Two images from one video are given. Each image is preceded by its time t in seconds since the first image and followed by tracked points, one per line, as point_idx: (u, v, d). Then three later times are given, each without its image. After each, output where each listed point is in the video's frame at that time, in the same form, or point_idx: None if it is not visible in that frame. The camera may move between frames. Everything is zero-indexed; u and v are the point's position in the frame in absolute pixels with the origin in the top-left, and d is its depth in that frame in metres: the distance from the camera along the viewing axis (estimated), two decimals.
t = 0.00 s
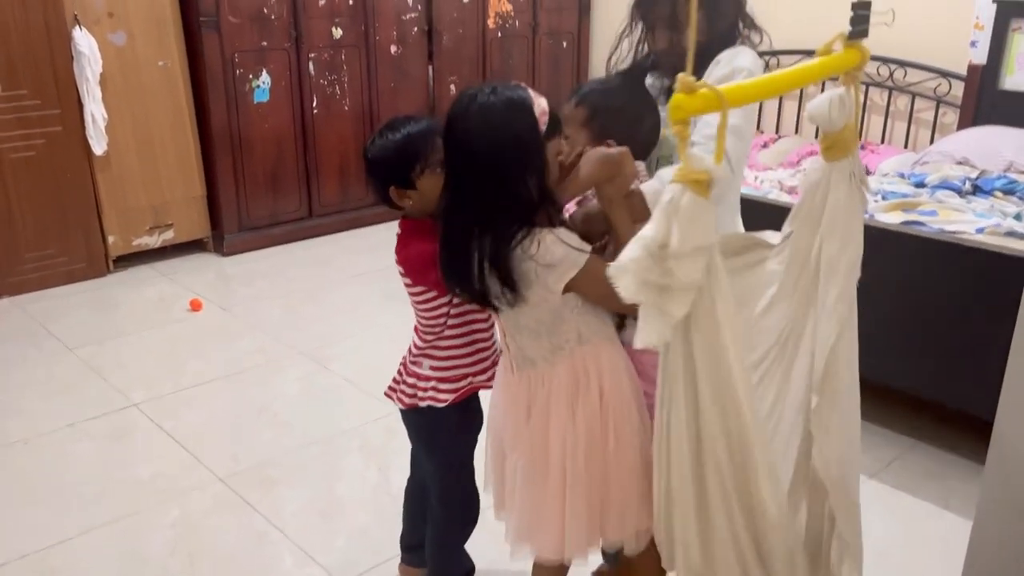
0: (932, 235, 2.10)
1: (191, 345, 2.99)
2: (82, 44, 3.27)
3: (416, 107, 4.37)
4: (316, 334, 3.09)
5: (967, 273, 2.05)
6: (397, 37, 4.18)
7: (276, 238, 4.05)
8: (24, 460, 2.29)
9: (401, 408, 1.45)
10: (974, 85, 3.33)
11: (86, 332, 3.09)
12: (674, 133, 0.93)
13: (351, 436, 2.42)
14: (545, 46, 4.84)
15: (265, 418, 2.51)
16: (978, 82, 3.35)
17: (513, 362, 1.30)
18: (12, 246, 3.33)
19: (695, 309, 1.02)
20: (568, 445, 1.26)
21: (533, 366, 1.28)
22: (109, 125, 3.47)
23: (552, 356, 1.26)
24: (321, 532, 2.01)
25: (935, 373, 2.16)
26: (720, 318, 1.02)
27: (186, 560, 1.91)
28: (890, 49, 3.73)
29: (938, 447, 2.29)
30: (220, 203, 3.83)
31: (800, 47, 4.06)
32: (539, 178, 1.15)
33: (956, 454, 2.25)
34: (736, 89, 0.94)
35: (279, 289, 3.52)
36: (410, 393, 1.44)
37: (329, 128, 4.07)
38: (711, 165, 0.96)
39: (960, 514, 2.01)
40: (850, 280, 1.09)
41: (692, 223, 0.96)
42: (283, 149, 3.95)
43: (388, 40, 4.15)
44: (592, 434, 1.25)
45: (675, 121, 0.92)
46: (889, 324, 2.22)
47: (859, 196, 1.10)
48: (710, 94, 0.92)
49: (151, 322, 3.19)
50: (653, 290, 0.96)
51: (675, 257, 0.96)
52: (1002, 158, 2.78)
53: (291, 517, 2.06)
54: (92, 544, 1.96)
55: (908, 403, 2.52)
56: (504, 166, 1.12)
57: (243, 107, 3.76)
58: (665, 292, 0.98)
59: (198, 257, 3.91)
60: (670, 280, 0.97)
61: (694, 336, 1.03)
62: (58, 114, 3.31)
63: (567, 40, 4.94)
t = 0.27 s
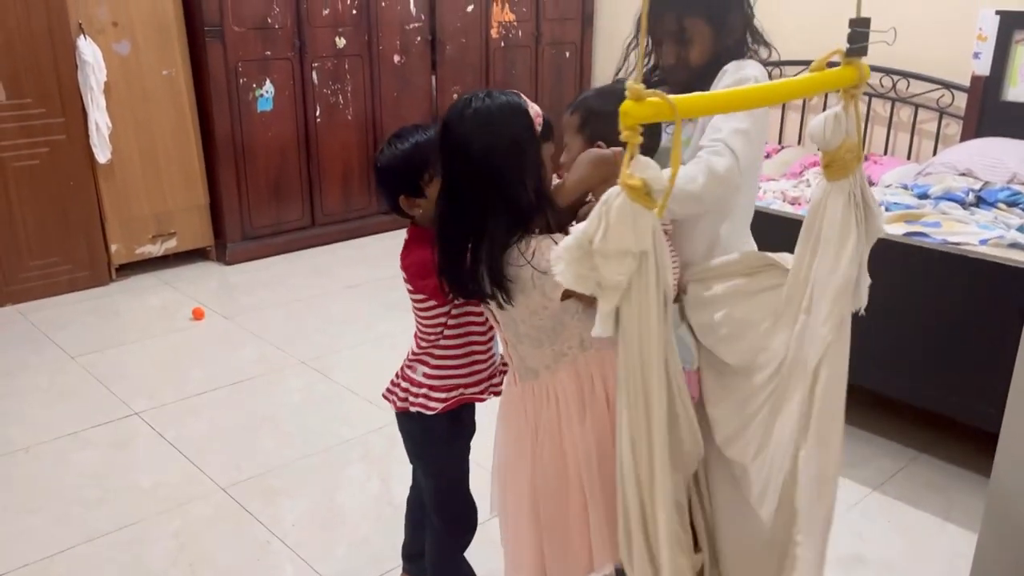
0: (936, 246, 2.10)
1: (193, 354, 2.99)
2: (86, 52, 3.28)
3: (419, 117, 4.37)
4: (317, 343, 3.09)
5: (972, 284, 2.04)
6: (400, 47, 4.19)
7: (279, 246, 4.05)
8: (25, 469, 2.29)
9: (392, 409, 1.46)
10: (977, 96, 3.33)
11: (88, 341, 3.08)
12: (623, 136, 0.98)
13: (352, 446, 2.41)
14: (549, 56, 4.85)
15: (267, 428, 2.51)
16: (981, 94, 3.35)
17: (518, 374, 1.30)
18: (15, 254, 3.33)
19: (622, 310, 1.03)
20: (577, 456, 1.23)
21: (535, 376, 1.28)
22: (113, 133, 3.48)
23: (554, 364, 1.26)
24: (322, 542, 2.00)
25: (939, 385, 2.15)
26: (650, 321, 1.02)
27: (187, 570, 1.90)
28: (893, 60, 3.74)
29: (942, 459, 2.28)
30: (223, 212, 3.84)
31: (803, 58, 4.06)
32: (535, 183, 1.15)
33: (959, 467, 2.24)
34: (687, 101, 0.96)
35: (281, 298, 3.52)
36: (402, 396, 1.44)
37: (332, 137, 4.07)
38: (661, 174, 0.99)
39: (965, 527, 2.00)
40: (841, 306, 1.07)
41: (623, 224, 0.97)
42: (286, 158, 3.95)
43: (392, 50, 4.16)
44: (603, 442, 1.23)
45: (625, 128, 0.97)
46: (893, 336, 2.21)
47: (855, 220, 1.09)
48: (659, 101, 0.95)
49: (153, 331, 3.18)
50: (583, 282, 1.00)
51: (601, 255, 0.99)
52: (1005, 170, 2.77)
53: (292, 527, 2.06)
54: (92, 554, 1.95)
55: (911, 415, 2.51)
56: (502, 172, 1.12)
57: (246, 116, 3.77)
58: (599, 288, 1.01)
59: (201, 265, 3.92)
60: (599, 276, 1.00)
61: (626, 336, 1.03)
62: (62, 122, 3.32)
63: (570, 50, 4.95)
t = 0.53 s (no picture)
0: (942, 254, 2.10)
1: (196, 359, 2.99)
2: (91, 58, 3.29)
3: (423, 122, 4.38)
4: (321, 349, 3.09)
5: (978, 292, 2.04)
6: (404, 53, 4.20)
7: (282, 252, 4.05)
8: (29, 474, 2.29)
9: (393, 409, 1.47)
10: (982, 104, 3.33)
11: (92, 346, 3.08)
12: (565, 140, 0.94)
13: (355, 452, 2.41)
14: (552, 62, 4.86)
15: (270, 433, 2.51)
16: (986, 101, 3.35)
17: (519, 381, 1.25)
18: (19, 259, 3.34)
19: (563, 315, 0.97)
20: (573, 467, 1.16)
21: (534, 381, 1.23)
22: (118, 138, 3.49)
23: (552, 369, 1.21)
24: (325, 548, 2.00)
25: (944, 393, 2.14)
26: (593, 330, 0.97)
27: None
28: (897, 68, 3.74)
29: (946, 468, 2.27)
30: (227, 217, 3.84)
31: (807, 65, 4.06)
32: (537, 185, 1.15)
33: (964, 475, 2.23)
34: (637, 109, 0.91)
35: (284, 303, 3.52)
36: (403, 398, 1.45)
37: (336, 142, 4.08)
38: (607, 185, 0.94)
39: (970, 536, 1.99)
40: (810, 339, 1.02)
41: (564, 229, 0.92)
42: (290, 163, 3.96)
43: (396, 56, 4.17)
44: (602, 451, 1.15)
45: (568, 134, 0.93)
46: (898, 344, 2.20)
47: (834, 251, 1.04)
48: (602, 107, 0.91)
49: (157, 336, 3.19)
50: (525, 284, 0.95)
51: (540, 259, 0.94)
52: (1009, 177, 2.77)
53: (295, 533, 2.05)
54: (95, 559, 1.95)
55: (916, 423, 2.50)
56: (503, 172, 1.12)
57: (251, 121, 3.77)
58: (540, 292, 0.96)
59: (204, 270, 3.92)
60: (539, 281, 0.95)
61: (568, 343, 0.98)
62: (67, 127, 3.33)
63: (574, 56, 4.96)
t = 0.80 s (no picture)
0: (946, 261, 2.09)
1: (200, 364, 2.99)
2: (97, 63, 3.29)
3: (427, 128, 4.39)
4: (324, 355, 3.08)
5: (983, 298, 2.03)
6: (409, 59, 4.21)
7: (286, 257, 4.06)
8: (32, 478, 2.29)
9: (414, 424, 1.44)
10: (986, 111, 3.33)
11: (96, 350, 3.09)
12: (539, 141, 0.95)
13: (358, 457, 2.40)
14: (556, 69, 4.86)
15: (272, 439, 2.50)
16: (991, 108, 3.34)
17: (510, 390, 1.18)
18: (24, 263, 3.35)
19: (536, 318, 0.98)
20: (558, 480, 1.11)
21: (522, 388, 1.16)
22: (123, 143, 3.50)
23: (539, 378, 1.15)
24: (327, 553, 2.00)
25: (948, 401, 2.13)
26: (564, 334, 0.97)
27: None
28: (901, 75, 3.74)
29: (951, 476, 2.26)
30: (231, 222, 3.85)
31: (811, 72, 4.07)
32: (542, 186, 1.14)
33: (969, 483, 2.22)
34: (606, 112, 0.93)
35: (288, 308, 3.52)
36: (424, 413, 1.42)
37: (340, 148, 4.09)
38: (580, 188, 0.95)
39: (975, 544, 1.98)
40: (789, 356, 1.01)
41: (533, 232, 0.93)
42: (294, 169, 3.97)
43: (400, 62, 4.18)
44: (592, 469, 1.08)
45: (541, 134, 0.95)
46: (902, 351, 2.20)
47: (817, 264, 1.03)
48: (573, 110, 0.92)
49: (160, 341, 3.19)
50: (500, 284, 0.96)
51: (515, 257, 0.95)
52: (1014, 184, 2.77)
53: (297, 538, 2.05)
54: (97, 564, 1.95)
55: (920, 431, 2.49)
56: (507, 174, 1.12)
57: (255, 126, 3.78)
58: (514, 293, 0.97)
59: (208, 276, 3.92)
60: (511, 282, 0.96)
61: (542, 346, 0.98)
62: (72, 132, 3.34)
63: (578, 62, 4.96)
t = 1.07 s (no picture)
0: (951, 267, 2.09)
1: (203, 368, 2.99)
2: (102, 67, 3.31)
3: (430, 133, 4.39)
4: (327, 359, 3.08)
5: (988, 304, 2.03)
6: (413, 64, 4.21)
7: (290, 262, 4.06)
8: (35, 481, 2.29)
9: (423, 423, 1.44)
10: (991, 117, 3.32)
11: (100, 354, 3.09)
12: (549, 140, 0.95)
13: (361, 462, 2.40)
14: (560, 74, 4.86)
15: (275, 443, 2.50)
16: (996, 114, 3.34)
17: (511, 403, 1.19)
18: (29, 267, 3.35)
19: (544, 315, 0.98)
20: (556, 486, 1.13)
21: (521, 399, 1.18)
22: (128, 147, 3.50)
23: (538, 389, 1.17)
24: (329, 557, 1.99)
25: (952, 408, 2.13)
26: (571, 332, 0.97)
27: None
28: (906, 81, 3.73)
29: (956, 483, 2.25)
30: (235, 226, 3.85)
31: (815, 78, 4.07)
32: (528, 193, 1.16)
33: (974, 491, 2.21)
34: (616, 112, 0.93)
35: (291, 313, 3.52)
36: (433, 413, 1.42)
37: (344, 153, 4.09)
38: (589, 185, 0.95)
39: (980, 552, 1.97)
40: (805, 353, 1.03)
41: (541, 229, 0.93)
42: (298, 174, 3.97)
43: (404, 66, 4.19)
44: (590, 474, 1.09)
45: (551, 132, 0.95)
46: (906, 357, 2.19)
47: (830, 263, 1.04)
48: (583, 110, 0.91)
49: (164, 344, 3.19)
50: (508, 279, 0.96)
51: (523, 254, 0.94)
52: (1019, 191, 2.76)
53: (299, 543, 2.04)
54: (100, 567, 1.95)
55: (925, 437, 2.48)
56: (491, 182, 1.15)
57: (259, 131, 3.79)
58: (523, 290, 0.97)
59: (212, 280, 3.93)
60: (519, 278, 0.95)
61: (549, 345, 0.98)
62: (77, 136, 3.35)
63: (582, 68, 4.97)
